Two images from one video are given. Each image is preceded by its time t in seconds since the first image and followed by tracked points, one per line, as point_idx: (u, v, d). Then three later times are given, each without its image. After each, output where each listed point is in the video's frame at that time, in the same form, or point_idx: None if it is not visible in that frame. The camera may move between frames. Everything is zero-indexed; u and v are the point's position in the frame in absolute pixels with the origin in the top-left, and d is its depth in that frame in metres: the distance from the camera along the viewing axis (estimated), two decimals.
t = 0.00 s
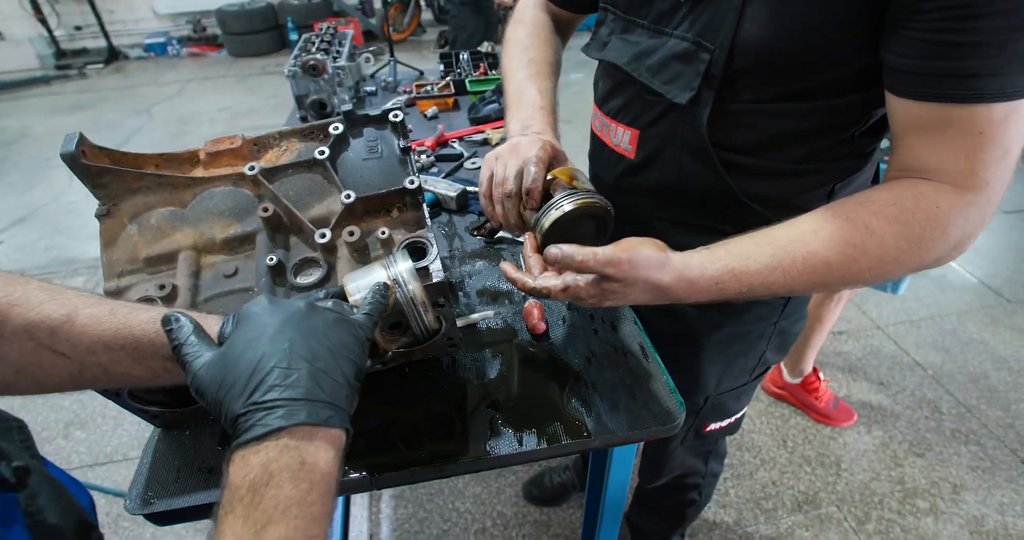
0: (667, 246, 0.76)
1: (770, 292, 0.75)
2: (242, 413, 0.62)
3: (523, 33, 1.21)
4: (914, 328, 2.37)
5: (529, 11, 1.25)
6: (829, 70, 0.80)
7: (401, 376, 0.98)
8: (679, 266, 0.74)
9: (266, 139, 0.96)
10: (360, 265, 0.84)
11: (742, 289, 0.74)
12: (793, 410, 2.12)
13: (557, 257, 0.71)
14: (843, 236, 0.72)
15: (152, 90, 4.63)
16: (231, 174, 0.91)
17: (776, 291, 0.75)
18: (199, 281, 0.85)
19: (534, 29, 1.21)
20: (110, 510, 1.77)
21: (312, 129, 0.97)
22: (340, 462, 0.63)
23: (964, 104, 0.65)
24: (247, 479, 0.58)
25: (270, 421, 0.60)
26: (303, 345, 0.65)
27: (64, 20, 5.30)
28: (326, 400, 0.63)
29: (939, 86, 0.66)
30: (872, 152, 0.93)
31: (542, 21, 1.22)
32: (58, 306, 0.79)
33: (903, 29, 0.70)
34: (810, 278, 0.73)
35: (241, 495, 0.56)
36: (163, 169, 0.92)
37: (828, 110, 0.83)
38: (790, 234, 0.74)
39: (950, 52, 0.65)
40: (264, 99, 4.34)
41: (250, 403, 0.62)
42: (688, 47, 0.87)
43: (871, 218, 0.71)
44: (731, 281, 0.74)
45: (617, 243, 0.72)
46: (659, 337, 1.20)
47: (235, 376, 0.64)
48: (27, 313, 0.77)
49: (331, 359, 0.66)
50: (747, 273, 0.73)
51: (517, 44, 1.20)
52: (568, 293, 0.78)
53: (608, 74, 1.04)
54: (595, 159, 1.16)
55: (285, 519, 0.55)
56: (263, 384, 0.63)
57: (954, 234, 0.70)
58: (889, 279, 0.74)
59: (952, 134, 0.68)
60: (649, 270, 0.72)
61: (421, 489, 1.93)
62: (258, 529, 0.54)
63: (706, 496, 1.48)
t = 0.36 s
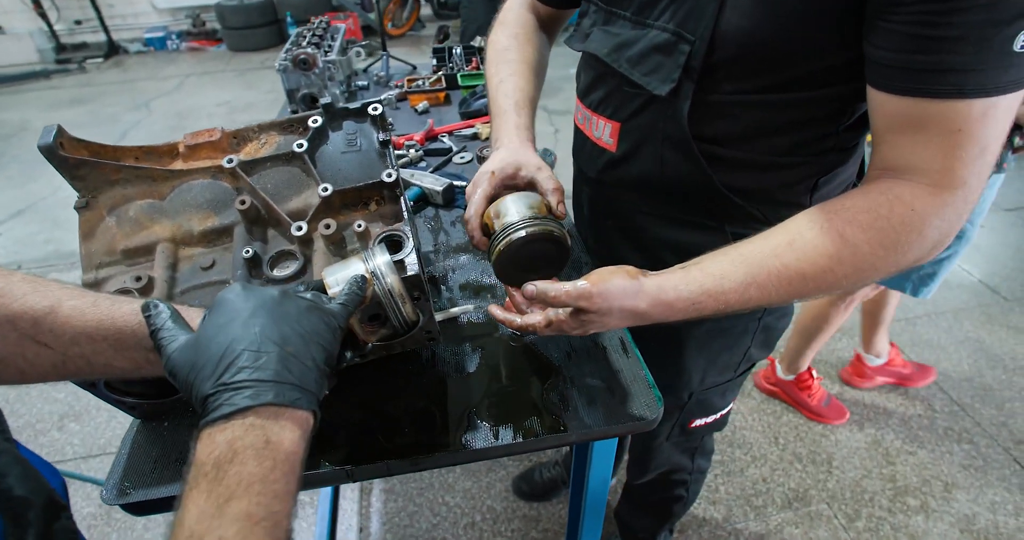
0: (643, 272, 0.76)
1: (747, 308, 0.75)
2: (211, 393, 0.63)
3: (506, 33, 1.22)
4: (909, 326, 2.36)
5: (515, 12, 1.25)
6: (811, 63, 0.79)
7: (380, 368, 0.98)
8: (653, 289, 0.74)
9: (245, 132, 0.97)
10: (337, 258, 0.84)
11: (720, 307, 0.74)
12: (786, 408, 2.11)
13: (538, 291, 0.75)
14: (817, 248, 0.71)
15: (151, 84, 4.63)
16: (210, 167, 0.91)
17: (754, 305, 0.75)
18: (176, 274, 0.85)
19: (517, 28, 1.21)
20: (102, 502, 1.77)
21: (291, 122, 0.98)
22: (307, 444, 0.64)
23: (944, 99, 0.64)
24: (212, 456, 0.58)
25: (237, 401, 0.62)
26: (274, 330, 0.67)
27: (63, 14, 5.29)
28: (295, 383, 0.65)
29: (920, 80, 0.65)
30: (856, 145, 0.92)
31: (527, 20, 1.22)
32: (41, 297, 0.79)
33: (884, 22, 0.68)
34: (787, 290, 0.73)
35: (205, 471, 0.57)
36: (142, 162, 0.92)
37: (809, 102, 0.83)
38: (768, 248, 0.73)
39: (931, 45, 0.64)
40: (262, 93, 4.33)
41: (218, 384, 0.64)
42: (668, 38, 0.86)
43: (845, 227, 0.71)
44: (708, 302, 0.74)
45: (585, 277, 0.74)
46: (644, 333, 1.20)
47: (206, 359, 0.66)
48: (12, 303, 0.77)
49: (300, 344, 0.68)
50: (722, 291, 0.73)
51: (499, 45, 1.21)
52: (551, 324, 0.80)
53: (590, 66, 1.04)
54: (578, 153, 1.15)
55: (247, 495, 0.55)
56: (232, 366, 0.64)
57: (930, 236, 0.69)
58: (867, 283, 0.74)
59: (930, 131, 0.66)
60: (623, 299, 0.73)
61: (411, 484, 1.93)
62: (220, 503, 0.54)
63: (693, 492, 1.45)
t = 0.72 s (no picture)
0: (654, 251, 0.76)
1: (760, 294, 0.75)
2: (202, 363, 0.65)
3: (513, 31, 1.22)
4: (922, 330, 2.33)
5: (522, 9, 1.25)
6: (820, 58, 0.79)
7: (382, 357, 0.99)
8: (666, 272, 0.74)
9: (253, 122, 0.98)
10: (340, 246, 0.86)
11: (731, 292, 0.74)
12: (793, 410, 2.08)
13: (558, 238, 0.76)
14: (831, 238, 0.71)
15: (168, 77, 4.69)
16: (218, 155, 0.93)
17: (767, 293, 0.74)
18: (183, 260, 0.86)
19: (525, 25, 1.22)
20: (111, 485, 1.80)
21: (299, 113, 1.00)
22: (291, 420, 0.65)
23: (964, 97, 0.62)
24: (198, 425, 0.60)
25: (224, 372, 0.63)
26: (266, 307, 0.68)
27: (85, 8, 5.38)
28: (283, 360, 0.66)
29: (938, 78, 0.63)
30: (868, 143, 0.90)
31: (535, 19, 1.22)
32: (57, 275, 0.81)
33: (901, 18, 0.66)
34: (800, 281, 0.72)
35: (191, 439, 0.59)
36: (153, 150, 0.94)
37: (819, 99, 0.82)
38: (780, 236, 0.73)
39: (950, 43, 0.62)
40: (276, 87, 4.37)
41: (208, 355, 0.65)
42: (678, 33, 0.86)
43: (859, 219, 0.70)
44: (720, 285, 0.74)
45: (604, 233, 0.73)
46: (648, 330, 1.19)
47: (200, 330, 0.67)
48: (27, 281, 0.79)
49: (291, 322, 0.69)
50: (734, 274, 0.73)
51: (506, 44, 1.21)
52: (561, 302, 0.80)
53: (599, 61, 1.04)
54: (586, 148, 1.15)
55: (232, 464, 0.57)
56: (223, 338, 0.66)
57: (945, 231, 0.68)
58: (880, 276, 0.73)
59: (947, 128, 0.65)
60: (633, 268, 0.73)
61: (415, 476, 1.94)
62: (206, 471, 0.56)
63: (698, 491, 1.41)
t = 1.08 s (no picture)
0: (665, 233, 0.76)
1: (776, 283, 0.73)
2: (217, 327, 0.66)
3: (546, 30, 1.22)
4: (960, 342, 2.24)
5: (556, 8, 1.24)
6: (856, 57, 0.76)
7: (405, 346, 1.00)
8: (679, 253, 0.73)
9: (287, 111, 1.01)
10: (366, 235, 0.87)
11: (747, 276, 0.73)
12: (819, 418, 2.03)
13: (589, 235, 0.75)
14: (856, 230, 0.69)
15: (207, 68, 4.82)
16: (251, 143, 0.95)
17: (784, 281, 0.72)
18: (215, 243, 0.89)
19: (558, 24, 1.21)
20: (142, 460, 1.86)
21: (331, 103, 1.01)
22: (300, 393, 0.66)
23: (1002, 97, 0.60)
24: (209, 391, 0.60)
25: (239, 336, 0.64)
26: (287, 282, 0.71)
27: None
28: (298, 333, 0.67)
29: (974, 77, 0.61)
30: (907, 145, 0.87)
31: (569, 17, 1.22)
32: (96, 259, 0.86)
33: (938, 16, 0.64)
34: (820, 271, 0.70)
35: (202, 405, 0.59)
36: (190, 136, 0.97)
37: (855, 100, 0.79)
38: (803, 225, 0.72)
39: (987, 40, 0.60)
40: (311, 80, 4.44)
41: (224, 321, 0.66)
42: (711, 29, 0.84)
43: (887, 214, 0.68)
44: (735, 267, 0.72)
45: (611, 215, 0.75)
46: (670, 330, 1.18)
47: (220, 298, 0.69)
48: (71, 263, 0.85)
49: (309, 299, 0.71)
50: (750, 259, 0.71)
51: (539, 43, 1.21)
52: (580, 294, 0.77)
53: (630, 57, 1.03)
54: (615, 145, 1.14)
55: (241, 433, 0.58)
56: (241, 305, 0.68)
57: (978, 236, 0.65)
58: (905, 276, 0.70)
59: (985, 128, 0.62)
60: (643, 245, 0.73)
61: (433, 466, 1.97)
62: (216, 439, 0.57)
63: (716, 496, 1.39)
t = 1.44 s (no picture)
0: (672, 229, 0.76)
1: (782, 281, 0.72)
2: (224, 306, 0.68)
3: (570, 31, 1.22)
4: (988, 357, 2.18)
5: (580, 10, 1.24)
6: (877, 61, 0.75)
7: (421, 338, 1.02)
8: (684, 248, 0.73)
9: (312, 105, 1.03)
10: (385, 227, 0.89)
11: (753, 274, 0.72)
12: (837, 428, 1.99)
13: (607, 234, 0.75)
14: (867, 232, 0.68)
15: (238, 62, 4.92)
16: (278, 135, 0.98)
17: (790, 281, 0.72)
18: (240, 232, 0.91)
19: (582, 25, 1.21)
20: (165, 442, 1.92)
21: (355, 98, 1.04)
22: (305, 372, 0.67)
23: (1020, 102, 0.59)
24: (215, 369, 0.62)
25: (245, 315, 0.66)
26: (295, 264, 0.73)
27: None
28: (302, 313, 0.69)
29: (994, 80, 0.61)
30: (929, 151, 0.85)
31: (592, 18, 1.22)
32: (125, 244, 0.89)
33: (962, 19, 0.63)
34: (827, 271, 0.69)
35: (208, 382, 0.61)
36: (219, 128, 1.00)
37: (877, 104, 0.79)
38: (812, 224, 0.71)
39: (1010, 43, 0.59)
40: (337, 76, 4.51)
41: (232, 300, 0.68)
42: (732, 30, 0.84)
43: (898, 216, 0.67)
44: (740, 263, 0.72)
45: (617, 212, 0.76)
46: (684, 332, 1.17)
47: (229, 279, 0.71)
48: (100, 247, 0.88)
49: (316, 281, 0.72)
50: (756, 257, 0.71)
51: (562, 43, 1.21)
52: (587, 290, 0.78)
53: (651, 57, 1.03)
54: (634, 144, 1.14)
55: (245, 410, 0.60)
56: (249, 285, 0.69)
57: (992, 243, 0.65)
58: (916, 281, 0.69)
59: (1006, 133, 0.62)
60: (648, 239, 0.73)
61: (446, 460, 1.99)
62: (220, 415, 0.59)
63: (726, 501, 1.38)
